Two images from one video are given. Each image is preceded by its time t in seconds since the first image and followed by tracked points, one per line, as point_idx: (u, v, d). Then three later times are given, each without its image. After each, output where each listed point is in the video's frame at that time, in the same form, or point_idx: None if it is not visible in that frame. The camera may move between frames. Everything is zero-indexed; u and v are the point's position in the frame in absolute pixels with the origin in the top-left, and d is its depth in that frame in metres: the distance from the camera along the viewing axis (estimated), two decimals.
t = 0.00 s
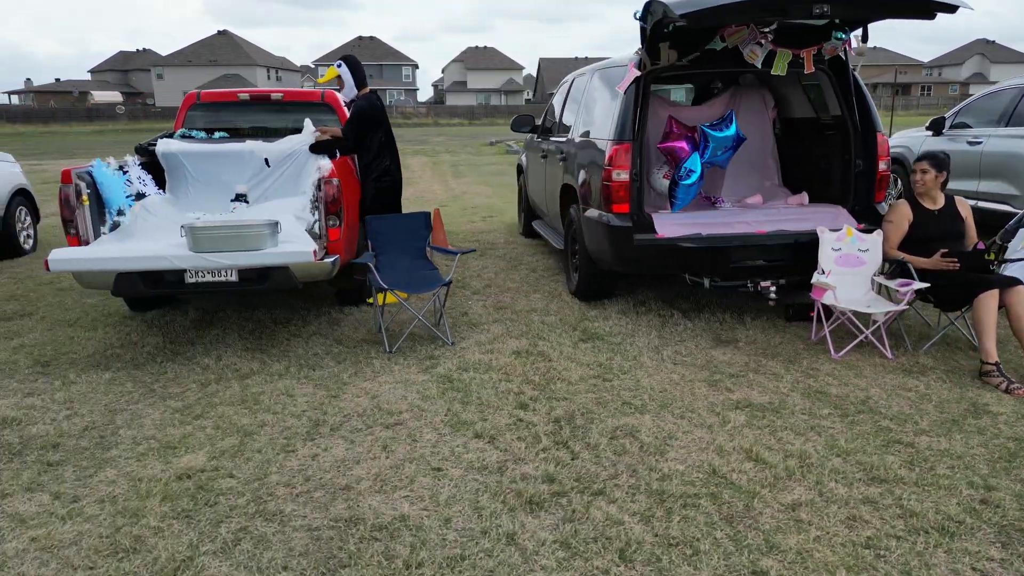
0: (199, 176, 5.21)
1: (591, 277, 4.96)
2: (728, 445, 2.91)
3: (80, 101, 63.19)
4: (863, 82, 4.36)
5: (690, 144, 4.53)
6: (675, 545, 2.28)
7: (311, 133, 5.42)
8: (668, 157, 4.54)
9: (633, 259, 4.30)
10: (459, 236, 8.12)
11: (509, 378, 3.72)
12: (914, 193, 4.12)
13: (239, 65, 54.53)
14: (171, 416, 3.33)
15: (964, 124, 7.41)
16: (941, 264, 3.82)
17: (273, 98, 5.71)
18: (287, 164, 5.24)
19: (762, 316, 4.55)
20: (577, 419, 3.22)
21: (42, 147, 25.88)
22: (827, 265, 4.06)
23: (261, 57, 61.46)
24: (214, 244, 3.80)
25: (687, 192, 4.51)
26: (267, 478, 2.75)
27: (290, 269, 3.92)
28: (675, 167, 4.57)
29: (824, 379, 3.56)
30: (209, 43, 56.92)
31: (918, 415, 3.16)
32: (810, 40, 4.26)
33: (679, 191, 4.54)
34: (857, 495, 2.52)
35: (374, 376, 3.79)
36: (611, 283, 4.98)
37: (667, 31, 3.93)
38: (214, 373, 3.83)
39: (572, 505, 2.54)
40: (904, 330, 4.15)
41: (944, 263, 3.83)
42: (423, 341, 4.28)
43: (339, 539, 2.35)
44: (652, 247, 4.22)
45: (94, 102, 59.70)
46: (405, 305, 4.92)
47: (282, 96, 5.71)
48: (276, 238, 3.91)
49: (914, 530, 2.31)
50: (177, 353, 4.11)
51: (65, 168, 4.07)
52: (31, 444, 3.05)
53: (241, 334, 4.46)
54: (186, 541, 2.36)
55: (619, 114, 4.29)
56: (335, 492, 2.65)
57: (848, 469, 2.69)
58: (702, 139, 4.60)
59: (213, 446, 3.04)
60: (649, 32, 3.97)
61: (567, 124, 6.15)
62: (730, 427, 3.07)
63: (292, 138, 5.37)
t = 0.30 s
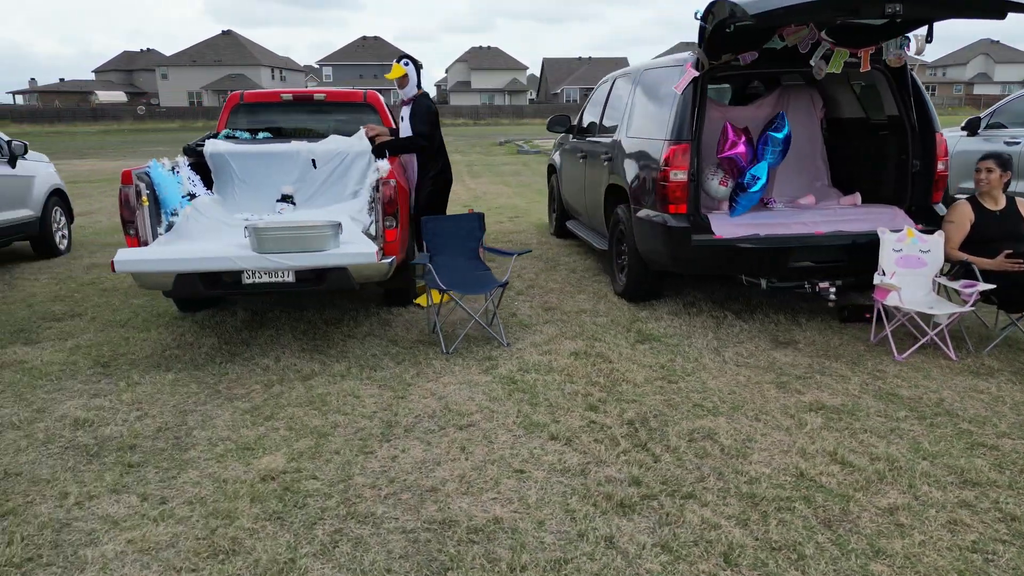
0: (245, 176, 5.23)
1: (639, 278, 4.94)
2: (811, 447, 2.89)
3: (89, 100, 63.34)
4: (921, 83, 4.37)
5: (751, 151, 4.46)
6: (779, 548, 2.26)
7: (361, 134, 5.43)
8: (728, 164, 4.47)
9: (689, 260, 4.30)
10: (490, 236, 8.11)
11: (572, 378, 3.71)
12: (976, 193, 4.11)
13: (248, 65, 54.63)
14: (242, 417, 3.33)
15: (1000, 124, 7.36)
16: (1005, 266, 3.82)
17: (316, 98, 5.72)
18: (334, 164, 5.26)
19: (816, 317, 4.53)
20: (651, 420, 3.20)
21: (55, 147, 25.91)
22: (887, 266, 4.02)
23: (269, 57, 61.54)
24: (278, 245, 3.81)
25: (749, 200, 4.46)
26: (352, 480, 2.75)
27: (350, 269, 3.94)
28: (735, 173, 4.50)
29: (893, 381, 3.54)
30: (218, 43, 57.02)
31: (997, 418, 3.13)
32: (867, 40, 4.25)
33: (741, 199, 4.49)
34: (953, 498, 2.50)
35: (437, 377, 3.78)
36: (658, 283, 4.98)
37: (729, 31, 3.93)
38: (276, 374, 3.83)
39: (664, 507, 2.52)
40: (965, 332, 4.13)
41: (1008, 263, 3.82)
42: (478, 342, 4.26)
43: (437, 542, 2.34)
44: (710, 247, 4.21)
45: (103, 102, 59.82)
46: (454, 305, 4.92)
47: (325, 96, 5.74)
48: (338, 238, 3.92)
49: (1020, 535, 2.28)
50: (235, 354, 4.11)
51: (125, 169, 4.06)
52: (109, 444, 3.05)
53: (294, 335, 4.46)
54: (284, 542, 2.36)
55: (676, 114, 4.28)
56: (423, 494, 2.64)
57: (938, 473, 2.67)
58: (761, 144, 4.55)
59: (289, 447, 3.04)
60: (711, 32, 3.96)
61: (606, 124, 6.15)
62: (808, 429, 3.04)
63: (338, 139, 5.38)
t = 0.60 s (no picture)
0: (279, 176, 5.23)
1: (674, 278, 4.93)
2: (870, 448, 2.88)
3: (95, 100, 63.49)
4: (964, 85, 4.40)
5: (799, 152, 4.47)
6: (853, 551, 2.25)
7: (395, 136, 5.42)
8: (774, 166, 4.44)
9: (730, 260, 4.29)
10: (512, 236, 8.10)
11: (618, 379, 3.70)
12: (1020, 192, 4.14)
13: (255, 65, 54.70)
14: (292, 417, 3.33)
15: None
16: None
17: (347, 98, 5.72)
18: (367, 164, 5.26)
19: (855, 318, 4.51)
20: (703, 422, 3.19)
21: (65, 146, 25.98)
22: (932, 267, 4.00)
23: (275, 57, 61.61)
24: (324, 245, 3.82)
25: (793, 203, 4.45)
26: (411, 481, 2.74)
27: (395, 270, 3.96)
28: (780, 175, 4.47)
29: (942, 382, 3.53)
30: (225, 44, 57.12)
31: None
32: (908, 39, 4.26)
33: (784, 201, 4.47)
34: (1022, 501, 2.48)
35: (481, 378, 3.77)
36: (693, 283, 4.96)
37: (774, 31, 3.93)
38: (320, 375, 3.83)
39: (730, 508, 2.51)
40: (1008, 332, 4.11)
41: None
42: (518, 342, 4.26)
43: (507, 543, 2.33)
44: (751, 247, 4.20)
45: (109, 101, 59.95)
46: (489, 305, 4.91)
47: (355, 96, 5.73)
48: (382, 239, 3.92)
49: None
50: (276, 355, 4.11)
51: (167, 170, 4.10)
52: (163, 445, 3.05)
53: (332, 335, 4.46)
54: (353, 543, 2.35)
55: (716, 114, 4.28)
56: (485, 495, 2.63)
57: (1002, 475, 2.65)
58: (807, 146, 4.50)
59: (344, 448, 3.04)
60: (755, 32, 3.97)
61: (635, 124, 6.13)
62: (864, 431, 3.03)
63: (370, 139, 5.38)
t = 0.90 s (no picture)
0: (308, 176, 5.25)
1: (705, 277, 4.94)
2: (920, 446, 2.87)
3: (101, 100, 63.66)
4: (998, 82, 4.38)
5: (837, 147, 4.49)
6: (916, 548, 2.25)
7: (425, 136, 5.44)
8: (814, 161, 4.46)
9: (765, 257, 4.29)
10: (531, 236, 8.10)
11: (657, 377, 3.70)
12: None
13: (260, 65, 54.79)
14: (336, 415, 3.34)
15: None
16: None
17: (374, 97, 5.74)
18: (397, 163, 5.29)
19: (888, 317, 4.51)
20: (748, 419, 3.19)
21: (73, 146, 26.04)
22: (968, 265, 4.02)
23: (280, 57, 61.65)
24: (364, 244, 3.83)
25: (834, 195, 4.48)
26: (464, 478, 2.75)
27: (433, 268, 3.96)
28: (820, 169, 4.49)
29: (984, 381, 3.52)
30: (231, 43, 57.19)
31: None
32: (944, 37, 4.26)
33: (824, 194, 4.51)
34: None
35: (520, 376, 3.77)
36: (723, 281, 4.96)
37: (812, 28, 4.00)
38: (359, 373, 3.84)
39: (786, 505, 2.51)
40: None
41: None
42: (553, 341, 4.26)
43: (568, 539, 2.33)
44: (786, 246, 4.20)
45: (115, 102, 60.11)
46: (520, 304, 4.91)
47: (382, 96, 5.75)
48: (420, 237, 3.94)
49: None
50: (313, 353, 4.12)
51: (205, 168, 4.13)
52: (212, 441, 3.07)
53: (366, 333, 4.46)
54: (413, 538, 2.36)
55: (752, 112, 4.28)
56: (540, 492, 2.63)
57: None
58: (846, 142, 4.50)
59: (392, 445, 3.04)
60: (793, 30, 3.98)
61: (660, 125, 6.14)
62: (913, 429, 3.03)
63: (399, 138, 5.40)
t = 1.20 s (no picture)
0: (343, 175, 5.27)
1: (739, 276, 4.93)
2: (974, 445, 2.88)
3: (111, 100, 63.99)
4: None
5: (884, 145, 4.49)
6: (983, 546, 2.25)
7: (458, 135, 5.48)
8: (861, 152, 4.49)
9: (803, 256, 4.29)
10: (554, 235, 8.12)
11: (700, 375, 3.71)
12: None
13: (269, 65, 54.98)
14: (385, 412, 3.37)
15: None
16: None
17: (405, 97, 5.79)
18: (431, 161, 5.32)
19: (926, 316, 4.51)
20: (797, 417, 3.20)
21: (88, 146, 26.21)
22: (1009, 265, 4.00)
23: (289, 57, 61.87)
24: (408, 242, 3.85)
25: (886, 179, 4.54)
26: (521, 474, 2.77)
27: (476, 266, 3.99)
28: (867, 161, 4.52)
29: None
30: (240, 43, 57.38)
31: None
32: (985, 37, 4.26)
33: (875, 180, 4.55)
34: None
35: (563, 374, 3.79)
36: (757, 280, 4.97)
37: (853, 29, 4.10)
38: (403, 371, 3.87)
39: (846, 502, 2.52)
40: None
41: None
42: (592, 339, 4.27)
43: (633, 536, 2.34)
44: (825, 245, 4.20)
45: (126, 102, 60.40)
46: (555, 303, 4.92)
47: (413, 95, 5.79)
48: (463, 235, 3.95)
49: None
50: (353, 351, 4.15)
51: (247, 167, 4.18)
52: (267, 437, 3.10)
53: (404, 332, 4.49)
54: (479, 534, 2.38)
55: (791, 111, 4.30)
56: (599, 489, 2.65)
57: None
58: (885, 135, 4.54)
59: (444, 442, 3.07)
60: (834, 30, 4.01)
61: (688, 125, 6.16)
62: (965, 428, 3.03)
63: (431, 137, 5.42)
